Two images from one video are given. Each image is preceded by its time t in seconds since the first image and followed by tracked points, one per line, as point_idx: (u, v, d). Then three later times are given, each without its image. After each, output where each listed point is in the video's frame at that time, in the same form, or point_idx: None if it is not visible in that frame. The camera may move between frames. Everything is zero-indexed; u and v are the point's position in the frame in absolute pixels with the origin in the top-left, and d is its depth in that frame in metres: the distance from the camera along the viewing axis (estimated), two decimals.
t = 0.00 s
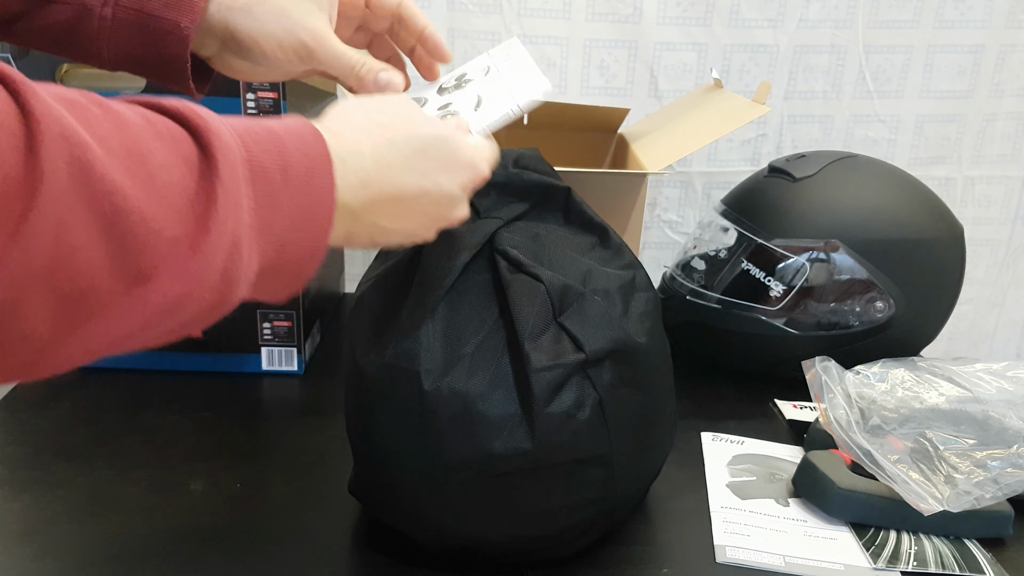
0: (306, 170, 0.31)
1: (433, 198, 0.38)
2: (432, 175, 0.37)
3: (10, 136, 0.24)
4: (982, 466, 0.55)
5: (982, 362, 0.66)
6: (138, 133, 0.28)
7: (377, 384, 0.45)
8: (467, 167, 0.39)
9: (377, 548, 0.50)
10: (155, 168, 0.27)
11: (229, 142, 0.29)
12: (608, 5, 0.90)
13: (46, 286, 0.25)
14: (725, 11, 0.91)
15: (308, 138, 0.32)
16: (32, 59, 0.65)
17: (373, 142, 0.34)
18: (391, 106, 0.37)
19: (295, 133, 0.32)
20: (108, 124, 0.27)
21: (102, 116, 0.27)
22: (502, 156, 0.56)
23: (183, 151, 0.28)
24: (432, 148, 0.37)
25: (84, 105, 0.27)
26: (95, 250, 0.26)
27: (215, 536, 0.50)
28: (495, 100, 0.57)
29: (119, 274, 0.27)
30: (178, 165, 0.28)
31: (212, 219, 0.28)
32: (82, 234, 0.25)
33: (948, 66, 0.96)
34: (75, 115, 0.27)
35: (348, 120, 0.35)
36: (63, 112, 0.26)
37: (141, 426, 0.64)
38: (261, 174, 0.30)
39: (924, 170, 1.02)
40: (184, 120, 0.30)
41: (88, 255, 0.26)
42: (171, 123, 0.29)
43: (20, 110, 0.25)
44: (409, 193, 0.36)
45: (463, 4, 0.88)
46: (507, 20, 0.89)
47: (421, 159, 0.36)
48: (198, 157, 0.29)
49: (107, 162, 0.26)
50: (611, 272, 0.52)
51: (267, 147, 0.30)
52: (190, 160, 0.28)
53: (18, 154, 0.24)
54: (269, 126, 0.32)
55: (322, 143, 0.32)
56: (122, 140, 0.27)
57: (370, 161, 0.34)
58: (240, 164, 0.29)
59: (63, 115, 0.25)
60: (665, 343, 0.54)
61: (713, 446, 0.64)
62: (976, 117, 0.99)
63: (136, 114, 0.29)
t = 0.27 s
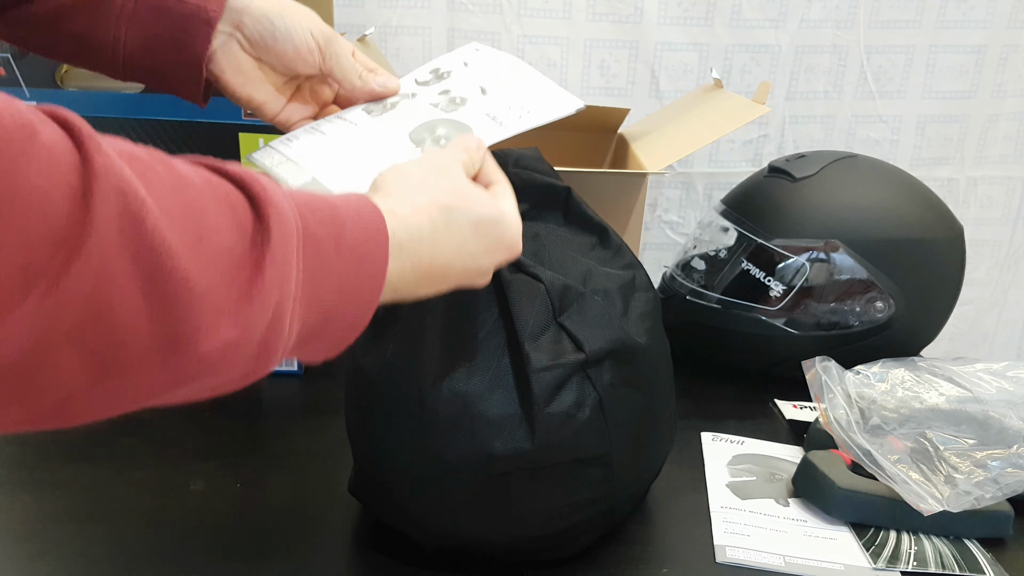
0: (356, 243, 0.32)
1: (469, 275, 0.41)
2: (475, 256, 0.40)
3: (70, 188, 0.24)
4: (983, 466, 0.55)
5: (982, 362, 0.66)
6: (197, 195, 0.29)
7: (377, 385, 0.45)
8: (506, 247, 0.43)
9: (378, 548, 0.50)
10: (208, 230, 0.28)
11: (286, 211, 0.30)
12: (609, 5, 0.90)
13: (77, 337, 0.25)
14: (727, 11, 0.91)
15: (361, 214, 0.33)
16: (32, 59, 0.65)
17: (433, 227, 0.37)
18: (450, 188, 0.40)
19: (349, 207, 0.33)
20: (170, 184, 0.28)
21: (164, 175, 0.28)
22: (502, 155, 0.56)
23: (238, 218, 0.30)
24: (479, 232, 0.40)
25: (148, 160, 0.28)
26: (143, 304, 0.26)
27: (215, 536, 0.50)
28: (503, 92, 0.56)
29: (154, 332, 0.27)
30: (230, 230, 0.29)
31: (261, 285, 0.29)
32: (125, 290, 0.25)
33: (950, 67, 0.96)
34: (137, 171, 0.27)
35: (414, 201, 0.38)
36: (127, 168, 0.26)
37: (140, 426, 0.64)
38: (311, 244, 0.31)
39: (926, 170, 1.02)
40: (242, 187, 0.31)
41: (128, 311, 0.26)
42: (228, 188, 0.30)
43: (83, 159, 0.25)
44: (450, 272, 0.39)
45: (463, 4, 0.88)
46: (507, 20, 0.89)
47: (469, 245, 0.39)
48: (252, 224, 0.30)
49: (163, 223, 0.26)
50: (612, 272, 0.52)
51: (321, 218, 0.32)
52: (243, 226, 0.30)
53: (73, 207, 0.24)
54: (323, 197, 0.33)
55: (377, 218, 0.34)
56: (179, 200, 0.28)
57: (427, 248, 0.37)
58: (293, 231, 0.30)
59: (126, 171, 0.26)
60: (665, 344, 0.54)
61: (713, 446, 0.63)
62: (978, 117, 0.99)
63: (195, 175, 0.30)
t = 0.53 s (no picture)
0: (354, 279, 0.34)
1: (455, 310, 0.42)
2: (466, 293, 0.41)
3: (79, 226, 0.24)
4: (983, 466, 0.55)
5: (982, 362, 0.66)
6: (203, 231, 0.29)
7: (377, 385, 0.45)
8: (497, 286, 0.43)
9: (378, 549, 0.50)
10: (213, 264, 0.28)
11: (289, 248, 0.31)
12: (610, 6, 0.90)
13: (83, 373, 0.26)
14: (728, 11, 0.91)
15: (360, 252, 0.34)
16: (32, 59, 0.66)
17: (429, 262, 0.40)
18: (449, 224, 0.42)
19: (348, 244, 0.34)
20: (177, 220, 0.28)
21: (173, 211, 0.28)
22: (503, 155, 0.57)
23: (242, 251, 0.30)
24: (477, 270, 0.42)
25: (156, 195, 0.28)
26: (149, 337, 0.26)
27: (215, 537, 0.50)
28: (502, 95, 0.59)
29: (158, 367, 0.27)
30: (235, 265, 0.29)
31: (262, 319, 0.29)
32: (132, 326, 0.26)
33: (952, 67, 0.96)
34: (147, 208, 0.27)
35: (414, 233, 0.40)
36: (138, 207, 0.26)
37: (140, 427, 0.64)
38: (312, 280, 0.31)
39: (928, 171, 1.02)
40: (247, 218, 0.31)
41: (132, 348, 0.26)
42: (232, 219, 0.31)
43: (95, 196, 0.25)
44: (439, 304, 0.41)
45: (463, 4, 0.88)
46: (508, 20, 0.89)
47: (465, 282, 0.41)
48: (255, 260, 0.30)
49: (172, 261, 0.27)
50: (612, 272, 0.52)
51: (321, 254, 0.32)
52: (248, 259, 0.30)
53: (84, 246, 0.24)
54: (323, 232, 0.34)
55: (374, 255, 0.35)
56: (185, 238, 0.28)
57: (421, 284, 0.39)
58: (294, 265, 0.31)
59: (137, 210, 0.26)
60: (665, 344, 0.54)
61: (713, 446, 0.63)
62: (980, 118, 0.99)
63: (201, 207, 0.30)
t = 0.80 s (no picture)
0: (334, 232, 0.32)
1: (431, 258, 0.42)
2: (439, 242, 0.42)
3: (70, 199, 0.24)
4: (983, 466, 0.55)
5: (983, 362, 0.66)
6: (187, 194, 0.29)
7: (377, 385, 0.45)
8: (468, 233, 0.44)
9: (377, 548, 0.50)
10: (199, 227, 0.28)
11: (272, 206, 0.30)
12: (610, 6, 0.90)
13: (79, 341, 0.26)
14: (729, 11, 0.91)
15: (342, 204, 0.33)
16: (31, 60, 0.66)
17: (406, 215, 0.38)
18: (423, 175, 0.40)
19: (329, 197, 0.33)
20: (160, 183, 0.28)
21: (158, 176, 0.28)
22: (504, 157, 0.57)
23: (226, 213, 0.29)
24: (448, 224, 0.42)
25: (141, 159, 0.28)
26: (141, 306, 0.26)
27: (214, 536, 0.50)
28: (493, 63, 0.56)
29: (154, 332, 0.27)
30: (219, 228, 0.29)
31: (251, 280, 0.29)
32: (125, 293, 0.26)
33: (954, 67, 0.96)
34: (132, 174, 0.27)
35: (387, 188, 0.38)
36: (125, 175, 0.26)
37: (140, 427, 0.64)
38: (294, 237, 0.31)
39: (929, 172, 1.02)
40: (228, 177, 0.31)
41: (125, 314, 0.26)
42: (215, 180, 0.30)
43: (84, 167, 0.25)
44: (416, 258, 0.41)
45: (464, 4, 0.88)
46: (508, 20, 0.89)
47: (438, 233, 0.41)
48: (238, 221, 0.30)
49: (160, 228, 0.26)
50: (611, 272, 0.52)
51: (304, 211, 0.32)
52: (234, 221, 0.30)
53: (80, 220, 0.24)
54: (305, 187, 0.33)
55: (351, 207, 0.34)
56: (170, 201, 0.28)
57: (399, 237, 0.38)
58: (279, 225, 0.30)
59: (124, 178, 0.26)
60: (665, 344, 0.54)
61: (713, 446, 0.63)
62: (982, 118, 0.99)
63: (184, 169, 0.30)
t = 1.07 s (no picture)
0: (342, 230, 0.32)
1: (448, 262, 0.41)
2: (456, 242, 0.40)
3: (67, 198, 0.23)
4: (983, 466, 0.55)
5: (983, 362, 0.66)
6: (186, 192, 0.28)
7: (377, 385, 0.45)
8: (487, 239, 0.43)
9: (378, 548, 0.50)
10: (201, 225, 0.27)
11: (275, 203, 0.30)
12: (610, 5, 0.90)
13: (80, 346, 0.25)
14: (730, 11, 0.91)
15: (349, 202, 0.33)
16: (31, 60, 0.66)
17: (416, 210, 0.38)
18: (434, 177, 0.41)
19: (336, 196, 0.33)
20: (160, 182, 0.27)
21: (155, 174, 0.27)
22: (506, 157, 0.56)
23: (229, 211, 0.29)
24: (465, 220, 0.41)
25: (137, 157, 0.27)
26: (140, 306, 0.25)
27: (214, 536, 0.50)
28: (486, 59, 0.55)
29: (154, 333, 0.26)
30: (223, 224, 0.28)
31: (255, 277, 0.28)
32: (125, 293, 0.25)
33: (955, 67, 0.96)
34: (127, 172, 0.26)
35: (398, 184, 0.39)
36: (119, 172, 0.25)
37: (140, 427, 0.64)
38: (302, 234, 0.31)
39: (929, 172, 1.02)
40: (230, 176, 0.30)
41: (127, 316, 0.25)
42: (216, 179, 0.30)
43: (78, 166, 0.24)
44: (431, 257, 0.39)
45: (463, 4, 0.88)
46: (508, 21, 0.90)
47: (453, 231, 0.40)
48: (242, 217, 0.29)
49: (159, 226, 0.26)
50: (613, 272, 0.52)
51: (309, 208, 0.31)
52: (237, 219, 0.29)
53: (72, 219, 0.23)
54: (308, 186, 0.33)
55: (360, 204, 0.34)
56: (169, 200, 0.27)
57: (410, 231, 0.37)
58: (282, 221, 0.30)
59: (118, 175, 0.25)
60: (665, 344, 0.54)
61: (713, 446, 0.63)
62: (983, 119, 0.99)
63: (184, 169, 0.29)
